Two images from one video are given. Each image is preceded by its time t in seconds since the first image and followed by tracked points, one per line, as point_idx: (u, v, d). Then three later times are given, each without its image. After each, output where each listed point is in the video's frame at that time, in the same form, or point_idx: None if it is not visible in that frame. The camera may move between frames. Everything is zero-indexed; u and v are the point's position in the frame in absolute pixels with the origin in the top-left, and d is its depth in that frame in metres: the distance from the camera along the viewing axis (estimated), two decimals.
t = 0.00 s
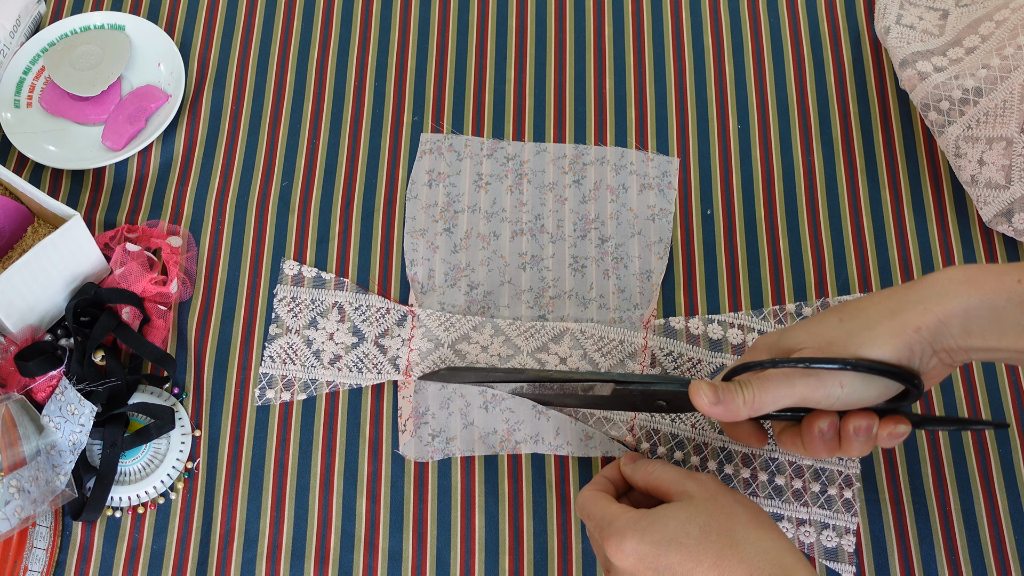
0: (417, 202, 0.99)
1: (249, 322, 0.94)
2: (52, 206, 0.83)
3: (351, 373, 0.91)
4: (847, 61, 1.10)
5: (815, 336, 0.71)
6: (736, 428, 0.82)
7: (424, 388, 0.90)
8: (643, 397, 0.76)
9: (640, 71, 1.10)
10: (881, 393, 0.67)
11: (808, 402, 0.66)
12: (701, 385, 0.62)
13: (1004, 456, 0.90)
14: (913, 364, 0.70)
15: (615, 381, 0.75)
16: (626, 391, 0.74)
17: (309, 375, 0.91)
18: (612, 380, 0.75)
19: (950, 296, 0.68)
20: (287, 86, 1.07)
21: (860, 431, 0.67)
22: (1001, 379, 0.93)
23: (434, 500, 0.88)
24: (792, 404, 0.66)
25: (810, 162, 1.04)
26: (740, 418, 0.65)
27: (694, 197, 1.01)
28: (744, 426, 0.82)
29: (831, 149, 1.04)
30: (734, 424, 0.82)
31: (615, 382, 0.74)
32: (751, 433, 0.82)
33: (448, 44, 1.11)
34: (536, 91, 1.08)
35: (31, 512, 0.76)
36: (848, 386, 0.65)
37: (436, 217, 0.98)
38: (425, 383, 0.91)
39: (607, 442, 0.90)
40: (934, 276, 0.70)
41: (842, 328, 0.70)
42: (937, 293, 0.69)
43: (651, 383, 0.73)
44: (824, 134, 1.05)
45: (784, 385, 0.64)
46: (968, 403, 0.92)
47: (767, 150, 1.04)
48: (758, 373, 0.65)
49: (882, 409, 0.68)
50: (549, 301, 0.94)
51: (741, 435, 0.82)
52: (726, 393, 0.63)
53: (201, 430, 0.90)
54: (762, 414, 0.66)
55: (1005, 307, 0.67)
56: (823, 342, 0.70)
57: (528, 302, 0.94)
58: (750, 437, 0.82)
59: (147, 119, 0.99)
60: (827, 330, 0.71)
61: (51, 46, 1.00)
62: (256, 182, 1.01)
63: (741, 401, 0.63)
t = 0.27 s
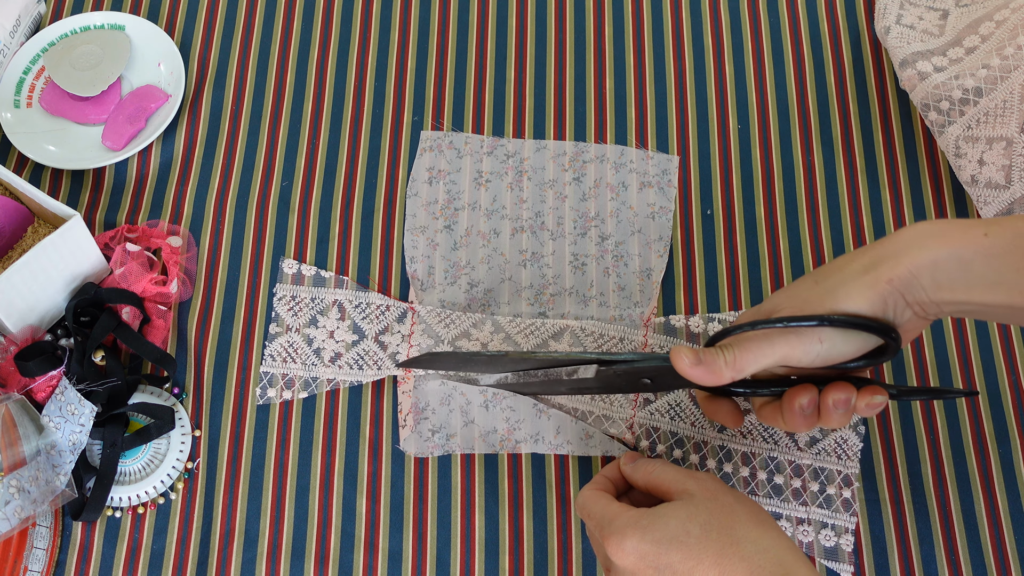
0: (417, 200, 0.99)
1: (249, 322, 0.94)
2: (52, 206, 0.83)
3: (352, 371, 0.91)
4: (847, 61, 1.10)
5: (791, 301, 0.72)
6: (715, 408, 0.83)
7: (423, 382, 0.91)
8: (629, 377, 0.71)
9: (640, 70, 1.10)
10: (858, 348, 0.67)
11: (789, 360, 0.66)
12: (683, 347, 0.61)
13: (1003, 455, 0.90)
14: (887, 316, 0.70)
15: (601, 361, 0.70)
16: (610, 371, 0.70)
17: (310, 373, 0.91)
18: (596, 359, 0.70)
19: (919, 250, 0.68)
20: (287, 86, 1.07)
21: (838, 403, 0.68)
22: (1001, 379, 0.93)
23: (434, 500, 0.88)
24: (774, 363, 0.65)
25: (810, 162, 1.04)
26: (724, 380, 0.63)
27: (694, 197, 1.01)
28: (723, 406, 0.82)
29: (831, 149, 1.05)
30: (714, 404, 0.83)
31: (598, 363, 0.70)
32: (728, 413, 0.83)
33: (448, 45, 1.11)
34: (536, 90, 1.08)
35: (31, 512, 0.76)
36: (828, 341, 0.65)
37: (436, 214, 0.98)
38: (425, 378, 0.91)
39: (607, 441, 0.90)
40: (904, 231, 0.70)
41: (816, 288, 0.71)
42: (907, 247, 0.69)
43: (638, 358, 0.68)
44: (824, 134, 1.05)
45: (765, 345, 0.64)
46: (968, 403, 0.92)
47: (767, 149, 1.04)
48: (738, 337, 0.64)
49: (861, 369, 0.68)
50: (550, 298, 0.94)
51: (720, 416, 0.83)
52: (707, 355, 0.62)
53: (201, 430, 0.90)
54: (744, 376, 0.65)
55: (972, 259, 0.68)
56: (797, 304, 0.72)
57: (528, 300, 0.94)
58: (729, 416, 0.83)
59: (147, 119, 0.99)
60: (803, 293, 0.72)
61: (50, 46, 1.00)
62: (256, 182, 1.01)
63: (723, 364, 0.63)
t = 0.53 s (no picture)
0: (417, 199, 0.99)
1: (249, 321, 0.94)
2: (52, 206, 0.83)
3: (352, 369, 0.91)
4: (847, 61, 1.10)
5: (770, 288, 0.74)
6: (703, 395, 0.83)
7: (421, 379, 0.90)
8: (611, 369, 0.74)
9: (640, 70, 1.10)
10: (836, 334, 0.70)
11: (770, 349, 0.69)
12: (666, 340, 0.63)
13: (1003, 455, 0.90)
14: (864, 301, 0.72)
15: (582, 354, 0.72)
16: (593, 362, 0.72)
17: (310, 371, 0.91)
18: (579, 352, 0.72)
19: (892, 237, 0.69)
20: (287, 86, 1.07)
21: (821, 383, 0.70)
22: (1001, 379, 0.93)
23: (434, 500, 0.88)
24: (754, 352, 0.68)
25: (810, 162, 1.04)
26: (706, 370, 0.67)
27: (694, 197, 1.01)
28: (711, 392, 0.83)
29: (831, 149, 1.05)
30: (699, 391, 0.83)
31: (581, 355, 0.72)
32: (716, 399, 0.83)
33: (448, 45, 1.11)
34: (537, 90, 1.08)
35: (31, 512, 0.76)
36: (807, 329, 0.68)
37: (436, 213, 0.99)
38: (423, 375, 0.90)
39: (607, 440, 0.90)
40: (878, 219, 0.71)
41: (793, 275, 0.72)
42: (880, 234, 0.70)
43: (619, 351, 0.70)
44: (824, 134, 1.05)
45: (744, 335, 0.67)
46: (968, 403, 0.92)
47: (767, 149, 1.04)
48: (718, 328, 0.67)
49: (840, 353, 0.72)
50: (550, 298, 0.94)
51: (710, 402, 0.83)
52: (689, 346, 0.65)
53: (201, 430, 0.89)
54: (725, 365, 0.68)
55: (945, 245, 0.68)
56: (778, 290, 0.73)
57: (528, 299, 0.94)
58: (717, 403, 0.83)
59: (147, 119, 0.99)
60: (781, 280, 0.74)
61: (51, 46, 1.00)
62: (256, 182, 1.01)
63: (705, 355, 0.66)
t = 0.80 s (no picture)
0: (418, 198, 0.99)
1: (249, 321, 0.94)
2: (52, 206, 0.83)
3: (351, 369, 0.91)
4: (847, 61, 1.10)
5: (770, 291, 0.74)
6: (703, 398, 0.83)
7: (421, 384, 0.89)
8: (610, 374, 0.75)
9: (640, 70, 1.10)
10: (836, 341, 0.69)
11: (769, 354, 0.69)
12: (667, 344, 0.64)
13: (1003, 455, 0.90)
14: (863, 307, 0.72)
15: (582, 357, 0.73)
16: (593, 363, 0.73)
17: (309, 370, 0.91)
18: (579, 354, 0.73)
19: (892, 244, 0.69)
20: (287, 87, 1.07)
21: (822, 379, 0.70)
22: (1001, 379, 0.93)
23: (434, 500, 0.88)
24: (754, 356, 0.68)
25: (810, 162, 1.04)
26: (706, 374, 0.67)
27: (694, 197, 1.01)
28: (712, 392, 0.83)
29: (831, 149, 1.04)
30: (701, 389, 0.83)
31: (581, 357, 0.73)
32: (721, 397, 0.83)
33: (448, 46, 1.11)
34: (537, 90, 1.08)
35: (31, 511, 0.76)
36: (806, 334, 0.68)
37: (436, 212, 0.99)
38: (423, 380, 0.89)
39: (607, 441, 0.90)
40: (878, 225, 0.71)
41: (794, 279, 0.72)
42: (880, 241, 0.70)
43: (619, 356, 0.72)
44: (824, 134, 1.05)
45: (745, 340, 0.66)
46: (968, 404, 0.92)
47: (767, 149, 1.04)
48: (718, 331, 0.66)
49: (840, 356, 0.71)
50: (550, 297, 0.94)
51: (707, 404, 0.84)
52: (690, 350, 0.65)
53: (201, 430, 0.90)
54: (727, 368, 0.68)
55: (945, 252, 0.68)
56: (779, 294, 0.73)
57: (528, 298, 0.94)
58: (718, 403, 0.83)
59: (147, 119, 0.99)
60: (782, 284, 0.73)
61: (51, 46, 1.00)
62: (256, 182, 1.01)
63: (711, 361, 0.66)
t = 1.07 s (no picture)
0: (418, 198, 1.00)
1: (249, 321, 0.94)
2: (52, 206, 0.83)
3: (352, 369, 0.91)
4: (847, 61, 1.10)
5: (782, 312, 0.71)
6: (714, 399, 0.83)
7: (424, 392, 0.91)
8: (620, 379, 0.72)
9: (640, 71, 1.10)
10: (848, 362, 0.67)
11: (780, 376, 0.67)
12: (676, 373, 0.64)
13: (1003, 456, 0.90)
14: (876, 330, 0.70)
15: (589, 369, 0.69)
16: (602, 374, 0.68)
17: (310, 369, 0.91)
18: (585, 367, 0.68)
19: (910, 267, 0.67)
20: (287, 87, 1.07)
21: (832, 388, 0.72)
22: (1001, 379, 0.93)
23: (434, 500, 0.88)
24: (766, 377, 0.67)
25: (810, 162, 1.04)
26: (718, 398, 0.66)
27: (694, 197, 1.01)
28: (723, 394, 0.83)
29: (831, 150, 1.05)
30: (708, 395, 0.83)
31: (589, 370, 0.68)
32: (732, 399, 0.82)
33: (448, 46, 1.11)
34: (537, 90, 1.08)
35: (31, 511, 0.76)
36: (818, 361, 0.66)
37: (437, 212, 0.99)
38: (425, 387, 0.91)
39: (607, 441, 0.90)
40: (895, 243, 0.68)
41: (803, 301, 0.70)
42: (897, 264, 0.67)
43: (625, 367, 0.67)
44: (824, 134, 1.05)
45: (757, 364, 0.64)
46: (968, 404, 0.92)
47: (767, 150, 1.04)
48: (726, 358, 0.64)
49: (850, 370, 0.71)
50: (550, 297, 0.94)
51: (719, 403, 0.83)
52: (700, 377, 0.64)
53: (201, 430, 0.90)
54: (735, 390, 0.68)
55: (963, 273, 0.67)
56: (790, 320, 0.70)
57: (529, 298, 0.94)
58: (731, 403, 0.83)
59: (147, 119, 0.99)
60: (793, 304, 0.71)
61: (51, 46, 1.00)
62: (256, 183, 1.01)
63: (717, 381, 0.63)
